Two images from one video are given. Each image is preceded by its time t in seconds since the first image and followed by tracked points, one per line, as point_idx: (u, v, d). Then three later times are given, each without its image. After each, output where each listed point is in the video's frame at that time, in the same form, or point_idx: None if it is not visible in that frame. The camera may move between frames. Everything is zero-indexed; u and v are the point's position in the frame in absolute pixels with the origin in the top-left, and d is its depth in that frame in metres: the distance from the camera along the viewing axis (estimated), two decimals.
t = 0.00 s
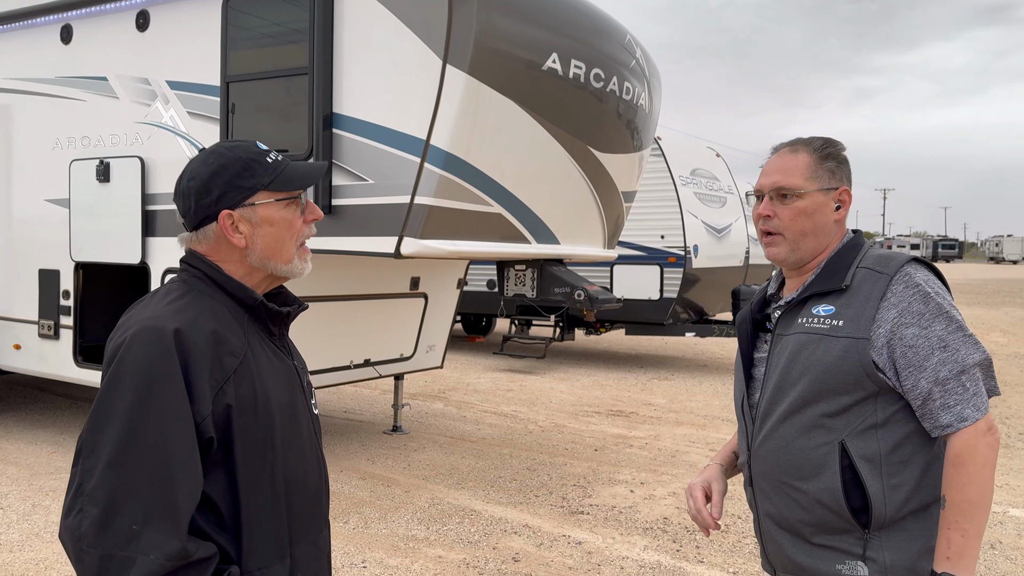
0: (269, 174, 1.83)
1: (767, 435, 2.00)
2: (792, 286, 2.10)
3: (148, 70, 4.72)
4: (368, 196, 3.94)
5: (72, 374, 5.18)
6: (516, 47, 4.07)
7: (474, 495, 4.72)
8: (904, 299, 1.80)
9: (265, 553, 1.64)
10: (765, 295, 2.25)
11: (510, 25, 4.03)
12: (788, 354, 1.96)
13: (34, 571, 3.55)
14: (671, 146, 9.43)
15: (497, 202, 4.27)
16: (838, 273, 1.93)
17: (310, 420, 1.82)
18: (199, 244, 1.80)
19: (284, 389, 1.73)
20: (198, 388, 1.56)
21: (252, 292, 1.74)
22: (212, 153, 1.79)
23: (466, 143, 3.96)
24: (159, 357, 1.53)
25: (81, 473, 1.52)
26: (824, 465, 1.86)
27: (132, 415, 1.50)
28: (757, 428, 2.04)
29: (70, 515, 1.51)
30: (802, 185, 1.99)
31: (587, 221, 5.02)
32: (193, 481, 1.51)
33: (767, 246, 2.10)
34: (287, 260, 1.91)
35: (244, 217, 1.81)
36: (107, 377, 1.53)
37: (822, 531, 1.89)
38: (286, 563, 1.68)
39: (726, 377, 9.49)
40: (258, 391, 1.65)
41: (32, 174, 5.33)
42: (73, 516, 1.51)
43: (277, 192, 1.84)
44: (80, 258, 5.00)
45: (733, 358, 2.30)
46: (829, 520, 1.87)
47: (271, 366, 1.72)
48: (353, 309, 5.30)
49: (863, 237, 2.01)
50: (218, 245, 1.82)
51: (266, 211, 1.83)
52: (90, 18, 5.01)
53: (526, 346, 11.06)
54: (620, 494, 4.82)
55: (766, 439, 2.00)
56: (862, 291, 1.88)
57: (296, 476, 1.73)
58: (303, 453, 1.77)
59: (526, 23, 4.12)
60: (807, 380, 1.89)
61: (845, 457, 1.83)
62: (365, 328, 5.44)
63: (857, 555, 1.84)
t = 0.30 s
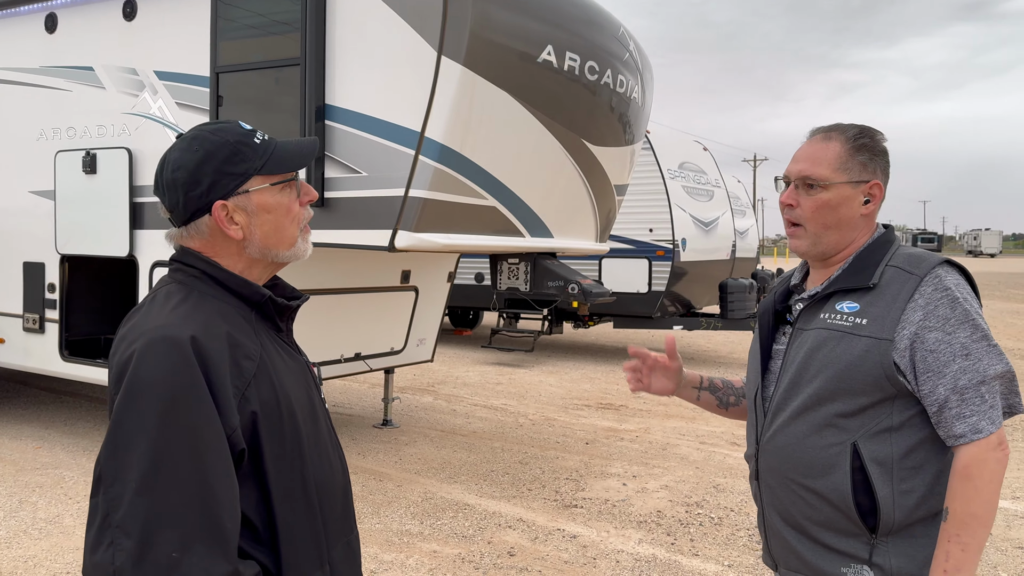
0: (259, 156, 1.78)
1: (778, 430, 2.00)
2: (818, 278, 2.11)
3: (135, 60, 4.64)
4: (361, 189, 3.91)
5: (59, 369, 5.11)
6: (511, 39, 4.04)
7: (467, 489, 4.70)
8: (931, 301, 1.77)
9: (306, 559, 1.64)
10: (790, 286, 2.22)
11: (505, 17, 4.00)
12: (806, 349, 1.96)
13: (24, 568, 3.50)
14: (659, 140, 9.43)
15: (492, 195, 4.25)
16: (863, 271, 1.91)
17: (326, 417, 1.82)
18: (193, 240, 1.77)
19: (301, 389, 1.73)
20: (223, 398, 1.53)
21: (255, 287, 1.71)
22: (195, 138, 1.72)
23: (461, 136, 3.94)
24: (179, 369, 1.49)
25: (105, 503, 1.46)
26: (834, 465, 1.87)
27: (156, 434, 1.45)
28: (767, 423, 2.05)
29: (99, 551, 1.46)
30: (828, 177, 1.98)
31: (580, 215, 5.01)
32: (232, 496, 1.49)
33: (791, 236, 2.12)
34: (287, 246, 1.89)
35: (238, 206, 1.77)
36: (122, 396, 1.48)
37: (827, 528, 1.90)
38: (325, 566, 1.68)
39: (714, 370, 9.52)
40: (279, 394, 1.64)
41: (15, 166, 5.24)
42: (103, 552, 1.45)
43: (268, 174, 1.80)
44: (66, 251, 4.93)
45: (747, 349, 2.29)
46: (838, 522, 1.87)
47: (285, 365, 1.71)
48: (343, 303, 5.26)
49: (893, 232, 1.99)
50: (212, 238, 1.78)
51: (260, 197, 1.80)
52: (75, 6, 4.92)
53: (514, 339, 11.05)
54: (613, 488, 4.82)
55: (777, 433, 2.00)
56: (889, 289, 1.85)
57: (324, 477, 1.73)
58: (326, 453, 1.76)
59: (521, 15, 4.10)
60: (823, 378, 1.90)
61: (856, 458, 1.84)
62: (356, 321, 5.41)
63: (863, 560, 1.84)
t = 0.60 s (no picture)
0: (267, 149, 1.73)
1: (796, 430, 1.96)
2: (843, 271, 2.08)
3: (119, 51, 4.56)
4: (351, 182, 3.86)
5: (40, 365, 5.02)
6: (504, 32, 4.01)
7: (458, 485, 4.67)
8: (972, 307, 1.76)
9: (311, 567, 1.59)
10: (810, 276, 2.20)
11: (498, 10, 3.97)
12: (834, 347, 1.92)
13: (8, 568, 3.43)
14: (645, 135, 9.43)
15: (483, 190, 4.22)
16: (902, 269, 1.88)
17: (334, 417, 1.78)
18: (193, 232, 1.73)
19: (304, 389, 1.68)
20: (217, 402, 1.49)
21: (256, 284, 1.67)
22: (201, 125, 1.67)
23: (454, 130, 3.90)
24: (169, 373, 1.45)
25: (97, 514, 1.42)
26: (858, 469, 1.84)
27: (147, 440, 1.42)
28: (782, 424, 2.01)
29: (93, 565, 1.41)
30: (866, 163, 1.96)
31: (571, 211, 4.99)
32: (230, 504, 1.44)
33: (819, 224, 2.09)
34: (292, 244, 1.84)
35: (241, 199, 1.72)
36: (112, 402, 1.44)
37: (842, 533, 1.88)
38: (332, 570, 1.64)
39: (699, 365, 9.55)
40: (280, 396, 1.59)
41: None
42: (98, 565, 1.40)
43: (274, 168, 1.75)
44: (48, 245, 4.84)
45: (757, 338, 2.25)
46: (855, 527, 1.85)
47: (287, 365, 1.67)
48: (331, 298, 5.21)
49: (926, 230, 1.99)
50: (212, 231, 1.74)
51: (265, 190, 1.75)
52: None
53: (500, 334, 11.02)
54: (604, 483, 4.82)
55: (795, 432, 1.97)
56: (930, 291, 1.82)
57: (329, 479, 1.68)
58: (332, 455, 1.71)
59: (513, 8, 4.06)
60: (852, 378, 1.86)
61: (881, 464, 1.81)
62: (344, 317, 5.36)
63: (878, 566, 1.82)
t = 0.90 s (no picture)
0: (260, 145, 1.69)
1: (811, 442, 1.90)
2: (854, 274, 2.05)
3: (109, 45, 4.50)
4: (345, 178, 3.81)
5: (28, 363, 4.96)
6: (499, 27, 3.97)
7: (451, 484, 4.64)
8: (997, 317, 1.73)
9: None
10: (820, 280, 2.17)
11: (493, 5, 3.93)
12: (851, 356, 1.88)
13: None
14: (639, 132, 9.41)
15: (478, 186, 4.18)
16: (922, 276, 1.84)
17: (327, 421, 1.74)
18: (186, 228, 1.70)
19: (296, 390, 1.64)
20: (201, 402, 1.45)
21: (248, 282, 1.63)
22: (193, 119, 1.63)
23: (448, 125, 3.87)
24: (152, 371, 1.42)
25: (75, 512, 1.38)
26: (875, 484, 1.80)
27: (126, 438, 1.38)
28: (793, 436, 1.96)
29: (69, 564, 1.38)
30: (877, 164, 1.94)
31: (566, 209, 4.96)
32: (206, 509, 1.39)
33: (828, 227, 2.06)
34: (288, 241, 1.80)
35: (233, 196, 1.69)
36: (93, 398, 1.40)
37: (852, 549, 1.84)
38: None
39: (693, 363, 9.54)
40: (269, 398, 1.55)
41: None
42: (73, 564, 1.37)
43: (268, 163, 1.71)
44: (36, 241, 4.77)
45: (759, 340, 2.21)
46: (868, 544, 1.81)
47: (278, 366, 1.62)
48: (323, 295, 5.17)
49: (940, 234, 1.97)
50: (206, 228, 1.71)
51: (257, 186, 1.71)
52: None
53: (492, 332, 10.99)
54: (598, 482, 4.79)
55: (806, 445, 1.92)
56: (952, 299, 1.80)
57: (318, 484, 1.64)
58: (323, 458, 1.68)
59: (509, 3, 4.02)
60: (875, 390, 1.81)
61: (899, 479, 1.78)
62: (337, 314, 5.32)
63: None
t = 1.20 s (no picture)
0: (239, 146, 1.67)
1: (811, 448, 1.87)
2: (846, 275, 2.04)
3: (102, 42, 4.47)
4: (339, 176, 3.80)
5: (21, 361, 4.94)
6: (494, 25, 3.96)
7: (445, 484, 4.63)
8: (995, 322, 1.73)
9: None
10: (808, 279, 2.15)
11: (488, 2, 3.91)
12: (851, 360, 1.85)
13: None
14: (636, 131, 9.39)
15: (473, 184, 4.16)
16: (920, 280, 1.83)
17: (306, 420, 1.72)
18: (159, 224, 1.67)
19: (270, 389, 1.62)
20: (167, 403, 1.43)
21: (219, 282, 1.61)
22: (172, 117, 1.61)
23: (443, 123, 3.85)
24: (117, 372, 1.39)
25: (43, 515, 1.37)
26: (875, 491, 1.78)
27: (91, 439, 1.36)
28: (787, 440, 1.93)
29: (38, 566, 1.36)
30: (867, 163, 1.93)
31: (562, 206, 4.95)
32: (173, 512, 1.38)
33: (818, 227, 2.05)
34: (262, 246, 1.79)
35: (207, 196, 1.67)
36: (59, 401, 1.38)
37: (853, 557, 1.82)
38: None
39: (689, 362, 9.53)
40: (240, 398, 1.53)
41: None
42: (42, 566, 1.36)
43: (245, 167, 1.69)
44: (29, 239, 4.75)
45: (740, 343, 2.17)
46: (867, 551, 1.80)
47: (250, 364, 1.60)
48: (318, 294, 5.14)
49: (930, 235, 1.96)
50: (177, 227, 1.69)
51: (232, 189, 1.69)
52: None
53: (489, 330, 10.97)
54: (593, 481, 4.78)
55: (805, 451, 1.88)
56: (950, 303, 1.79)
57: (294, 483, 1.63)
58: (300, 457, 1.66)
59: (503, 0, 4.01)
60: (877, 396, 1.79)
61: (900, 485, 1.76)
62: (331, 313, 5.30)
63: None
